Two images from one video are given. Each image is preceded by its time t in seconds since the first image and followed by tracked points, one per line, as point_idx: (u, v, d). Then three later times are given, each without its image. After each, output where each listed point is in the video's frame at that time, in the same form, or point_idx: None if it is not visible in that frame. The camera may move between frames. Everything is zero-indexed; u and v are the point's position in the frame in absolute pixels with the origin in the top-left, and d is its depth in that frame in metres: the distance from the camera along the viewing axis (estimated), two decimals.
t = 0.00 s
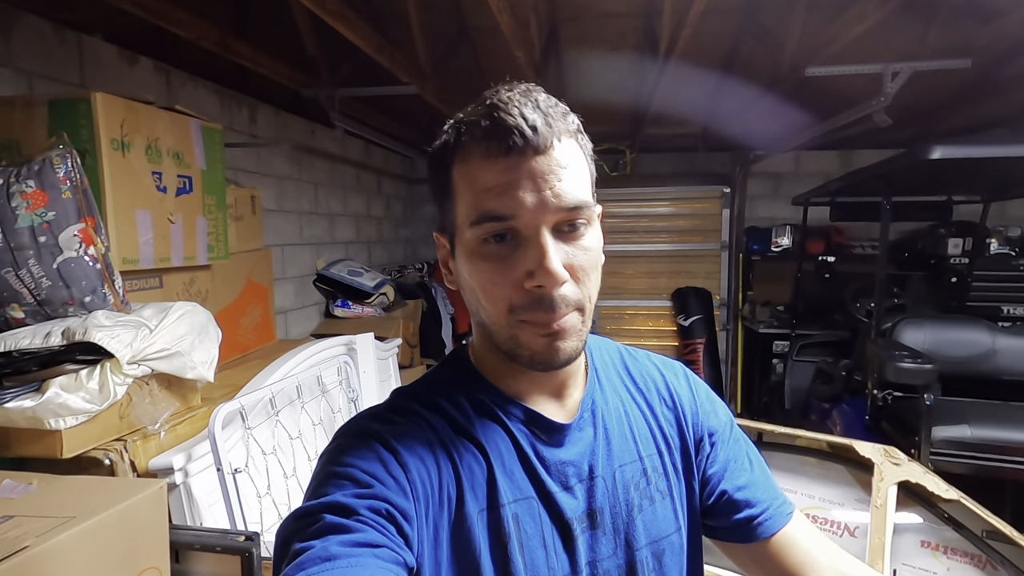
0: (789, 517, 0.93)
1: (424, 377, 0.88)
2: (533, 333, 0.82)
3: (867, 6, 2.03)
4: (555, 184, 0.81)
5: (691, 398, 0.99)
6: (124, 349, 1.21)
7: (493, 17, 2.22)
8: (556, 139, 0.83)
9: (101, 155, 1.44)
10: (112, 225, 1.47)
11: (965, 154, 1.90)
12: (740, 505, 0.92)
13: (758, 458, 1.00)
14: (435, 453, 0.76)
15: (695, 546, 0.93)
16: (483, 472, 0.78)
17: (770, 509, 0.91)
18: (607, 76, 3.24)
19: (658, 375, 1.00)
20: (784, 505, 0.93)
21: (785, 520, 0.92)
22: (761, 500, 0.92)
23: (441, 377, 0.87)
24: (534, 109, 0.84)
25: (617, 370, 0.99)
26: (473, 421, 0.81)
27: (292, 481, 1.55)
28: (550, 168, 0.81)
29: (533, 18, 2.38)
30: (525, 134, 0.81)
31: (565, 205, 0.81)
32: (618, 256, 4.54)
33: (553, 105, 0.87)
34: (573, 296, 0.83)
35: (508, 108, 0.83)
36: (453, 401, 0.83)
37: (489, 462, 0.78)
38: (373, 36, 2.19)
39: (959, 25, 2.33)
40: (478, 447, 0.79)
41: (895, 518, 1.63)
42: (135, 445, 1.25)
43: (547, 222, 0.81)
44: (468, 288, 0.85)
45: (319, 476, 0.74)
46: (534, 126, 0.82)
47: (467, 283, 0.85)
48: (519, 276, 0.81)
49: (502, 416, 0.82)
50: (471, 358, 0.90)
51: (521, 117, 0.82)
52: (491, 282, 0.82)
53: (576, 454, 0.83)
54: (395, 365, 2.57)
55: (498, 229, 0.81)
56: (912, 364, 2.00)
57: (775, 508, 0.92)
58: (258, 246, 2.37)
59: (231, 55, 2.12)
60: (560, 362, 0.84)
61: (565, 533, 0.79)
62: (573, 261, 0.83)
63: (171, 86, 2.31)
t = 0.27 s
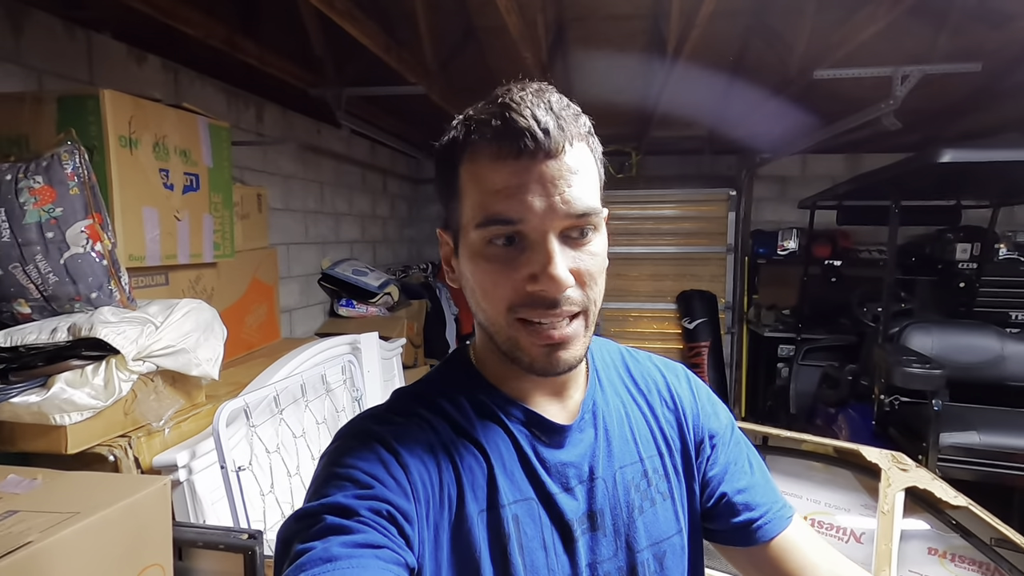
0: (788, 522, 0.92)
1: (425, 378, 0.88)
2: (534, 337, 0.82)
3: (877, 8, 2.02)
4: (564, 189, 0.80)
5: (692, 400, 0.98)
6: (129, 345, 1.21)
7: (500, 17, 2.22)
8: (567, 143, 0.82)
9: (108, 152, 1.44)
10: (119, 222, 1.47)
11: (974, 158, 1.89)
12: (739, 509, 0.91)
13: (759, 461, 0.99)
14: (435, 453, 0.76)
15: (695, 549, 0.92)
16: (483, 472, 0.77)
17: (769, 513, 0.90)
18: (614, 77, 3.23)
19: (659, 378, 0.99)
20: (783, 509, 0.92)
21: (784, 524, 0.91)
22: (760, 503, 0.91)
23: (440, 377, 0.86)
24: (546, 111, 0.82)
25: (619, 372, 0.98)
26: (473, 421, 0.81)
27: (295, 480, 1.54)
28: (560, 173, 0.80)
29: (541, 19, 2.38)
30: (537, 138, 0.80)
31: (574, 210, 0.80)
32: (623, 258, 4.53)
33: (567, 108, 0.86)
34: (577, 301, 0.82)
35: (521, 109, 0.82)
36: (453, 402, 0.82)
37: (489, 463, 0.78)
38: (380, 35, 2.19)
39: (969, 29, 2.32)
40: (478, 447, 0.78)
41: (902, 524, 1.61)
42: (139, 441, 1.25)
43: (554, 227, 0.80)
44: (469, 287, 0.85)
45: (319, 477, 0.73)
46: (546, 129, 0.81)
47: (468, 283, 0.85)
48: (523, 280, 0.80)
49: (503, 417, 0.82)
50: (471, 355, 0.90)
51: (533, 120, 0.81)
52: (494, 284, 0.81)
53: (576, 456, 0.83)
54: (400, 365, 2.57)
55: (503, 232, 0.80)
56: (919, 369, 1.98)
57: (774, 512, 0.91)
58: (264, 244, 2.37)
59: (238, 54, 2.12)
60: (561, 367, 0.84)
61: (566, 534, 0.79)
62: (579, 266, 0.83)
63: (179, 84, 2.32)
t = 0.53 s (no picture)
0: (784, 523, 0.92)
1: (425, 378, 0.88)
2: (574, 343, 0.81)
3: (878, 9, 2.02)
4: (612, 195, 0.80)
5: (692, 400, 0.98)
6: (132, 346, 1.21)
7: (502, 19, 2.22)
8: (612, 151, 0.82)
9: (111, 153, 1.44)
10: (122, 223, 1.47)
11: (976, 159, 1.89)
12: (736, 509, 0.91)
13: (756, 461, 0.99)
14: (434, 454, 0.75)
15: (694, 550, 0.91)
16: (482, 472, 0.77)
17: (766, 513, 0.90)
18: (615, 79, 3.23)
19: (660, 378, 0.99)
20: (781, 509, 0.92)
21: (781, 525, 0.91)
22: (757, 504, 0.91)
23: (440, 377, 0.86)
24: (594, 117, 0.82)
25: (619, 372, 0.98)
26: (472, 421, 0.81)
27: (298, 481, 1.54)
28: (608, 179, 0.80)
29: (542, 21, 2.38)
30: (590, 142, 0.79)
31: (619, 217, 0.81)
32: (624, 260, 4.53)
33: (605, 115, 0.86)
34: (613, 306, 0.83)
35: (571, 111, 0.81)
36: (452, 401, 0.82)
37: (489, 464, 0.78)
38: (381, 36, 2.20)
39: (970, 30, 2.32)
40: (477, 447, 0.78)
41: (905, 526, 1.61)
42: (142, 442, 1.25)
43: (602, 231, 0.79)
44: (498, 290, 0.82)
45: (318, 479, 0.73)
46: (597, 136, 0.81)
47: (499, 285, 0.81)
48: (571, 282, 0.79)
49: (502, 417, 0.82)
50: (475, 365, 0.87)
51: (585, 124, 0.80)
52: (536, 288, 0.79)
53: (576, 455, 0.83)
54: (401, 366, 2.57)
55: (553, 234, 0.78)
56: (922, 371, 1.97)
57: (772, 512, 0.91)
58: (265, 246, 2.37)
59: (240, 55, 2.12)
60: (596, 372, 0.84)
61: (566, 534, 0.79)
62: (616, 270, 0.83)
63: (181, 86, 2.32)
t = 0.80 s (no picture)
0: (780, 536, 0.94)
1: (424, 381, 0.88)
2: (558, 340, 0.81)
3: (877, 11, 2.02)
4: (599, 195, 0.80)
5: (691, 410, 0.99)
6: (131, 349, 1.21)
7: (501, 22, 2.23)
8: (602, 151, 0.82)
9: (111, 156, 1.45)
10: (121, 226, 1.48)
11: (974, 161, 1.89)
12: (735, 522, 0.92)
13: (752, 473, 1.01)
14: (434, 459, 0.75)
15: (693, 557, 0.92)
16: (480, 476, 0.77)
17: (764, 527, 0.92)
18: (614, 81, 3.24)
19: (659, 386, 1.00)
20: (777, 522, 0.94)
21: (777, 538, 0.94)
22: (755, 518, 0.93)
23: (440, 382, 0.86)
24: (584, 118, 0.83)
25: (619, 379, 0.98)
26: (472, 425, 0.81)
27: (297, 484, 1.54)
28: (595, 178, 0.80)
29: (541, 24, 2.38)
30: (577, 141, 0.79)
31: (607, 216, 0.80)
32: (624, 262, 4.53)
33: (598, 117, 0.86)
34: (601, 306, 0.82)
35: (559, 111, 0.82)
36: (452, 405, 0.82)
37: (489, 469, 0.78)
38: (381, 40, 2.20)
39: (968, 32, 2.32)
40: (477, 452, 0.79)
41: (905, 528, 1.61)
42: (141, 445, 1.25)
43: (588, 231, 0.79)
44: (487, 289, 0.82)
45: (317, 481, 0.73)
46: (585, 135, 0.81)
47: (488, 284, 0.82)
48: (554, 281, 0.79)
49: (502, 421, 0.82)
50: (473, 366, 0.88)
51: (574, 124, 0.80)
52: (520, 287, 0.79)
53: (574, 461, 0.83)
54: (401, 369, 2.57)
55: (537, 233, 0.78)
56: (922, 372, 1.97)
57: (769, 526, 0.93)
58: (265, 249, 2.38)
59: (240, 59, 2.13)
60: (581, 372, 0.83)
61: (564, 539, 0.78)
62: (605, 271, 0.82)
63: (181, 89, 2.33)
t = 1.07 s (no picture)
0: (806, 541, 0.96)
1: (424, 384, 0.89)
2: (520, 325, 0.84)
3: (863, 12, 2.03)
4: (567, 185, 0.83)
5: (701, 417, 0.98)
6: (118, 359, 1.20)
7: (490, 25, 2.23)
8: (576, 143, 0.85)
9: (96, 164, 1.43)
10: (107, 235, 1.46)
11: (960, 161, 1.91)
12: (759, 531, 0.94)
13: (770, 480, 1.01)
14: (432, 464, 0.76)
15: (704, 567, 0.92)
16: (477, 484, 0.78)
17: (787, 535, 0.94)
18: (604, 83, 3.25)
19: (665, 393, 1.00)
20: (800, 529, 0.96)
21: (803, 545, 0.95)
22: (779, 525, 0.94)
23: (443, 391, 0.86)
24: (561, 113, 0.87)
25: (623, 387, 0.98)
26: (472, 433, 0.81)
27: (288, 492, 1.53)
28: (564, 169, 0.83)
29: (530, 27, 2.38)
30: (546, 133, 0.84)
31: (574, 207, 0.83)
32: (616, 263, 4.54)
33: (585, 115, 0.90)
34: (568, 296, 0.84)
35: (536, 106, 0.87)
36: (452, 411, 0.83)
37: (485, 475, 0.78)
38: (370, 44, 2.19)
39: (952, 33, 2.35)
40: (475, 460, 0.79)
41: (897, 526, 1.62)
42: (129, 457, 1.24)
43: (554, 221, 0.83)
44: (469, 280, 0.88)
45: (312, 484, 0.73)
46: (556, 128, 0.85)
47: (469, 275, 0.88)
48: (515, 270, 0.83)
49: (500, 428, 0.82)
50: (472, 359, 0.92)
51: (546, 117, 0.85)
52: (489, 275, 0.84)
53: (572, 472, 0.83)
54: (393, 373, 2.56)
55: (503, 221, 0.83)
56: (912, 371, 1.98)
57: (793, 532, 0.95)
58: (255, 255, 2.36)
59: (227, 64, 2.12)
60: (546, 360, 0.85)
61: (556, 554, 0.78)
62: (576, 263, 0.84)
63: (168, 95, 2.31)
